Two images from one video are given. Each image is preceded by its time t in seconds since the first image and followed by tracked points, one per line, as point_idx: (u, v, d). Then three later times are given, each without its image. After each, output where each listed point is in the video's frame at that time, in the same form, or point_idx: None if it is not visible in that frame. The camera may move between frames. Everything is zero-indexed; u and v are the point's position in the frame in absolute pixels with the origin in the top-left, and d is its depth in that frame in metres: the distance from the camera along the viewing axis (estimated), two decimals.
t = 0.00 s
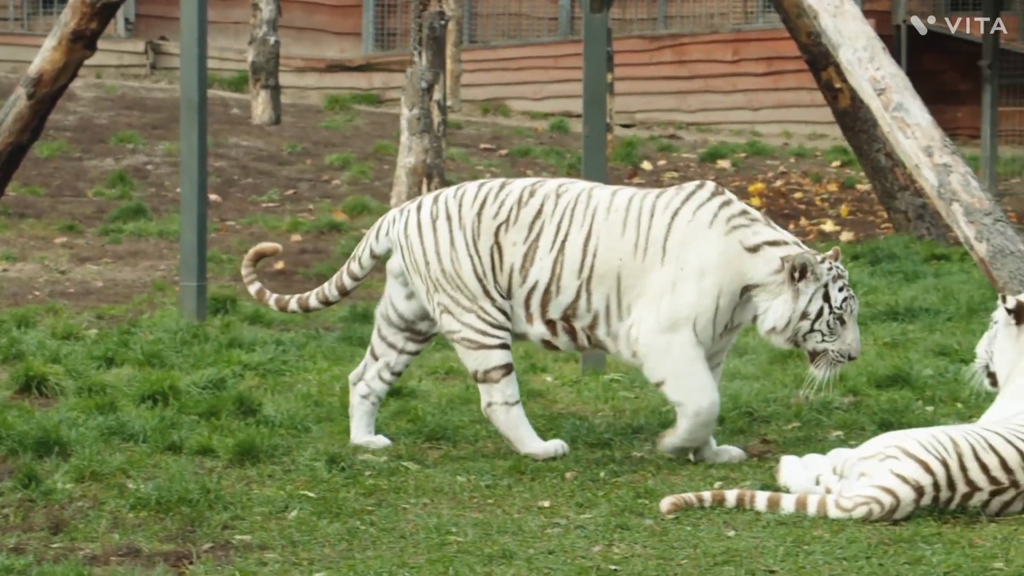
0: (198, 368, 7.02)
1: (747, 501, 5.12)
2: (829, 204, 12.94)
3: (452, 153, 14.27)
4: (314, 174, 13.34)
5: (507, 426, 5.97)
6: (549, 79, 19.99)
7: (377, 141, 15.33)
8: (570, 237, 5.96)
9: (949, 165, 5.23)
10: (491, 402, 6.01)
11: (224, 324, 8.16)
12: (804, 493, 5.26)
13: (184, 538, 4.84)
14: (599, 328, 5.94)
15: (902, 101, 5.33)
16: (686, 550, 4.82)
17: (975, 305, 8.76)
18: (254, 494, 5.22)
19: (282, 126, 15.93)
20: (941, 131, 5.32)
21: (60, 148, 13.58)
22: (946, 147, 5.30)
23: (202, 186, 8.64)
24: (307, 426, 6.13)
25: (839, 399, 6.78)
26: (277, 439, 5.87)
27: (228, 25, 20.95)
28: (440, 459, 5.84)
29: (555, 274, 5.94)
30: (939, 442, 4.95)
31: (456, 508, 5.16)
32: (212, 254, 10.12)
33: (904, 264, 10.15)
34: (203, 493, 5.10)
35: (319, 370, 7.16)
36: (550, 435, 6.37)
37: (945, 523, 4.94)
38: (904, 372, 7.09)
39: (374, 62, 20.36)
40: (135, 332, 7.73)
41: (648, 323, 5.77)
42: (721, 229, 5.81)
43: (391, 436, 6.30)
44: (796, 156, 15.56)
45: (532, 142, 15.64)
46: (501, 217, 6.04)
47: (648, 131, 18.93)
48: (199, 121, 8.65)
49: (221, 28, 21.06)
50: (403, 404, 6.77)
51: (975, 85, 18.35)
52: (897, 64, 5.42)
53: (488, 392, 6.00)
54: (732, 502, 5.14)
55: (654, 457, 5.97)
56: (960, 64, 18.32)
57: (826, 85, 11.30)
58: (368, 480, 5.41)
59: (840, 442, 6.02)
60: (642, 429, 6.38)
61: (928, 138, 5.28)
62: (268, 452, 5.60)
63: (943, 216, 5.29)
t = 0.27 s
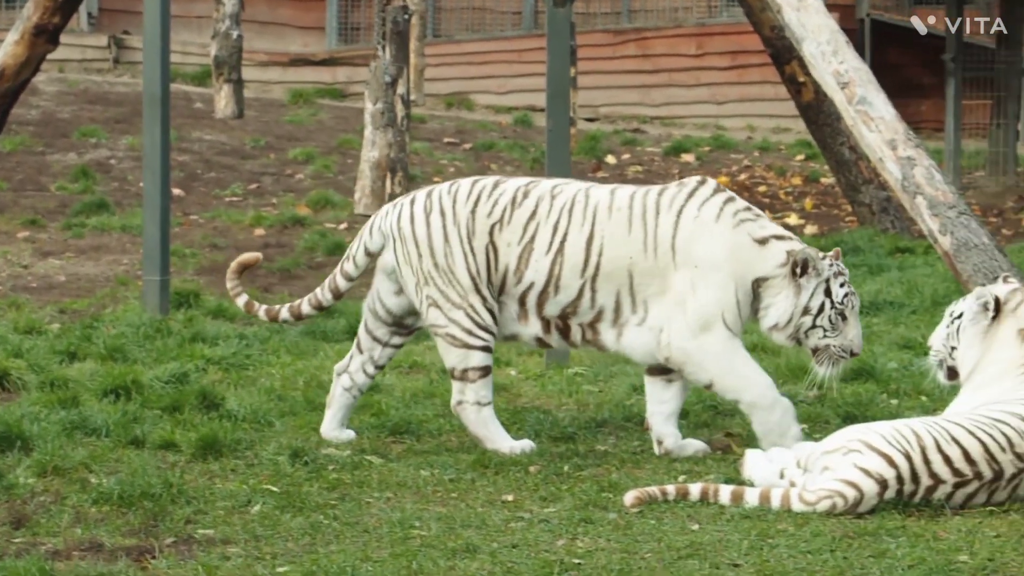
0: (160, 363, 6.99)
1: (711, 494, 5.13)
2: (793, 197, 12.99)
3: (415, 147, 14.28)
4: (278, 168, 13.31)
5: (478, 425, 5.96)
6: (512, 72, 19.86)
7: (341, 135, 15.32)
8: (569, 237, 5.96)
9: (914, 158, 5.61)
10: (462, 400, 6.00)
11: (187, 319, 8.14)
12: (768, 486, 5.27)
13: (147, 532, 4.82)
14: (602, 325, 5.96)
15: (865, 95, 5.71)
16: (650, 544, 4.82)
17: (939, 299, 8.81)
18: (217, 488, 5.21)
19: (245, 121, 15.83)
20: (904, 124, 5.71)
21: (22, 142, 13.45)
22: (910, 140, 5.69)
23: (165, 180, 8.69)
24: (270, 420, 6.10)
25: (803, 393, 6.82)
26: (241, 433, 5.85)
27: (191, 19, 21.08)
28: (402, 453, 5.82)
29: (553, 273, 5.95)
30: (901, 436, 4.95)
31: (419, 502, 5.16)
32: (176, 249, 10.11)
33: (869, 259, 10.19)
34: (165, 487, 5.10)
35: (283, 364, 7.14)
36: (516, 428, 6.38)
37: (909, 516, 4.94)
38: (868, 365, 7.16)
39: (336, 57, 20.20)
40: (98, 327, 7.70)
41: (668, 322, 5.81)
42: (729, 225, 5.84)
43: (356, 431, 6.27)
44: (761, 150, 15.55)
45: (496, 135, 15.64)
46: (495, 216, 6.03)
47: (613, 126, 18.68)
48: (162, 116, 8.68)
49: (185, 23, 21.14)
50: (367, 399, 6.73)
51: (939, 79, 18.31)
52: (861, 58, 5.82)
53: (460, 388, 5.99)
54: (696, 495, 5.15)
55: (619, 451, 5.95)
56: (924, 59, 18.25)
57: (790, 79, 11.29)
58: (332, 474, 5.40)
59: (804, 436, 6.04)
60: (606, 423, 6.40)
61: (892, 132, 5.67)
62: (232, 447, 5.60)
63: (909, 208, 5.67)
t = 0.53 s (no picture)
0: (125, 357, 6.96)
1: (676, 489, 5.12)
2: (759, 191, 13.04)
3: (381, 141, 14.28)
4: (243, 162, 13.28)
5: (447, 415, 5.98)
6: (478, 66, 20.67)
7: (306, 129, 15.32)
8: (565, 233, 5.92)
9: (880, 152, 5.83)
10: (433, 389, 6.01)
11: (152, 313, 8.12)
12: (734, 480, 5.28)
13: (111, 527, 4.81)
14: (599, 318, 5.89)
15: (831, 88, 5.93)
16: (615, 538, 4.81)
17: (905, 293, 8.85)
18: (181, 483, 5.20)
19: (210, 115, 15.78)
20: (870, 118, 5.92)
21: None
22: (877, 133, 5.89)
23: (129, 172, 8.59)
24: (235, 414, 6.03)
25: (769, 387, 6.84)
26: (205, 427, 5.83)
27: (155, 12, 21.10)
28: (368, 447, 5.78)
29: (547, 266, 5.91)
30: (868, 429, 4.94)
31: (384, 497, 5.15)
32: (140, 243, 10.11)
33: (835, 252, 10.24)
34: (130, 482, 5.09)
35: (247, 358, 7.11)
36: (484, 423, 6.37)
37: (875, 510, 4.94)
38: (833, 360, 7.23)
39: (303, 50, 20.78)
40: (62, 321, 7.68)
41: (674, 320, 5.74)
42: (730, 222, 5.77)
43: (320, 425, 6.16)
44: (726, 144, 15.57)
45: (462, 129, 15.64)
46: (488, 205, 6.01)
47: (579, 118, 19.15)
48: (126, 109, 8.61)
49: (149, 16, 21.18)
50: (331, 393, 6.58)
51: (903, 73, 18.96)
52: (827, 52, 6.03)
53: (434, 377, 6.01)
54: (661, 490, 5.14)
55: (584, 445, 5.96)
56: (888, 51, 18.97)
57: (756, 73, 11.25)
58: (297, 469, 5.40)
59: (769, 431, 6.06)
60: (571, 417, 6.40)
61: (858, 125, 5.88)
62: (196, 441, 5.59)
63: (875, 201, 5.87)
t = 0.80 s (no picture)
0: (96, 353, 6.93)
1: (649, 485, 5.11)
2: (732, 186, 13.03)
3: (353, 137, 14.24)
4: (214, 157, 13.24)
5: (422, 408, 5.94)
6: (450, 62, 20.58)
7: (277, 124, 15.28)
8: (564, 230, 5.85)
9: (852, 147, 5.88)
10: (413, 380, 5.98)
11: (123, 309, 8.10)
12: (706, 476, 5.28)
13: (83, 524, 4.80)
14: (592, 314, 5.86)
15: (804, 84, 6.00)
16: (588, 534, 4.81)
17: (877, 288, 8.86)
18: (153, 480, 5.20)
19: (181, 110, 15.74)
20: (843, 113, 5.98)
21: None
22: (849, 128, 5.95)
23: (100, 167, 8.58)
24: (206, 410, 5.98)
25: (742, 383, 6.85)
26: (177, 423, 5.82)
27: (128, 7, 21.32)
28: (339, 442, 5.76)
29: (543, 262, 5.85)
30: (842, 425, 4.92)
31: (356, 493, 5.15)
32: (111, 239, 10.09)
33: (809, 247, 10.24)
34: (102, 478, 5.10)
35: (220, 353, 7.07)
36: (460, 418, 6.37)
37: (847, 506, 4.94)
38: (807, 355, 7.26)
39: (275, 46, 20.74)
40: (33, 318, 7.65)
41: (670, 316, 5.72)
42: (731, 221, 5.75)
43: (290, 421, 6.03)
44: (699, 139, 15.54)
45: (434, 124, 15.60)
46: (486, 200, 5.94)
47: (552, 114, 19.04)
48: (97, 104, 8.59)
49: (120, 11, 21.41)
50: (304, 388, 6.44)
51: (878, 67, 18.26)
52: (799, 47, 6.11)
53: (413, 369, 5.97)
54: (634, 486, 5.13)
55: (557, 441, 5.97)
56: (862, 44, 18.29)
57: (729, 67, 11.29)
58: (269, 465, 5.39)
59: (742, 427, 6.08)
60: (544, 413, 6.41)
61: (830, 119, 5.94)
62: (168, 437, 5.58)
63: (847, 195, 5.92)
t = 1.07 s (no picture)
0: (65, 349, 6.89)
1: (620, 481, 5.11)
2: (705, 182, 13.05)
3: (324, 132, 14.23)
4: (185, 153, 13.24)
5: (397, 400, 5.90)
6: (422, 56, 20.89)
7: (248, 120, 15.28)
8: (563, 218, 5.80)
9: (824, 142, 6.09)
10: (390, 373, 5.96)
11: (93, 304, 8.06)
12: (677, 472, 5.28)
13: (52, 520, 4.79)
14: (589, 305, 5.79)
15: (775, 78, 6.21)
16: (558, 529, 4.80)
17: (847, 284, 8.89)
18: (123, 476, 5.19)
19: (151, 105, 15.73)
20: (814, 108, 6.18)
21: None
22: (821, 124, 6.16)
23: (70, 163, 8.55)
24: (176, 406, 5.97)
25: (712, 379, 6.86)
26: (147, 419, 5.80)
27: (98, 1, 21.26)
28: (310, 438, 5.74)
29: (541, 251, 5.79)
30: (813, 421, 4.92)
31: (327, 489, 5.14)
32: (81, 235, 10.06)
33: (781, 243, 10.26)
34: (71, 474, 5.09)
35: (189, 350, 7.05)
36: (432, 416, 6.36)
37: (818, 502, 4.93)
38: (778, 352, 7.28)
39: (245, 39, 21.40)
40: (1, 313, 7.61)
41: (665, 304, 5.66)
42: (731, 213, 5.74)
43: (260, 417, 5.99)
44: (671, 134, 15.54)
45: (405, 120, 15.62)
46: (483, 191, 5.88)
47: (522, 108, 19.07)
48: (66, 100, 8.56)
49: (91, 5, 21.26)
50: (274, 384, 6.41)
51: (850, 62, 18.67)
52: (771, 42, 6.31)
53: (392, 361, 5.97)
54: (605, 482, 5.13)
55: (531, 437, 5.97)
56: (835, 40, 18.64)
57: (700, 62, 11.46)
58: (239, 461, 5.38)
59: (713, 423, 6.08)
60: (516, 410, 6.40)
61: (803, 115, 6.15)
62: (137, 433, 5.57)
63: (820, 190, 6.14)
